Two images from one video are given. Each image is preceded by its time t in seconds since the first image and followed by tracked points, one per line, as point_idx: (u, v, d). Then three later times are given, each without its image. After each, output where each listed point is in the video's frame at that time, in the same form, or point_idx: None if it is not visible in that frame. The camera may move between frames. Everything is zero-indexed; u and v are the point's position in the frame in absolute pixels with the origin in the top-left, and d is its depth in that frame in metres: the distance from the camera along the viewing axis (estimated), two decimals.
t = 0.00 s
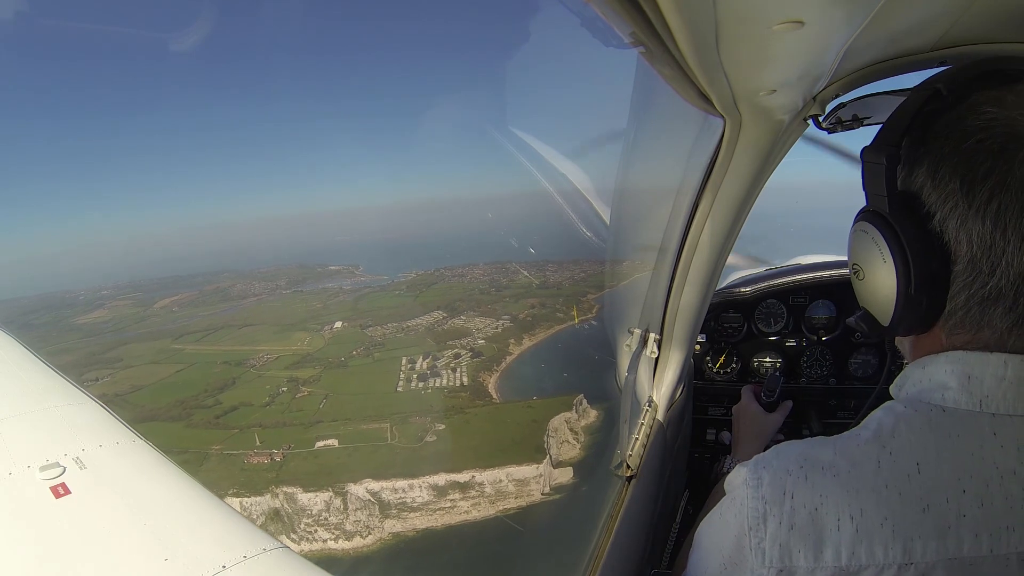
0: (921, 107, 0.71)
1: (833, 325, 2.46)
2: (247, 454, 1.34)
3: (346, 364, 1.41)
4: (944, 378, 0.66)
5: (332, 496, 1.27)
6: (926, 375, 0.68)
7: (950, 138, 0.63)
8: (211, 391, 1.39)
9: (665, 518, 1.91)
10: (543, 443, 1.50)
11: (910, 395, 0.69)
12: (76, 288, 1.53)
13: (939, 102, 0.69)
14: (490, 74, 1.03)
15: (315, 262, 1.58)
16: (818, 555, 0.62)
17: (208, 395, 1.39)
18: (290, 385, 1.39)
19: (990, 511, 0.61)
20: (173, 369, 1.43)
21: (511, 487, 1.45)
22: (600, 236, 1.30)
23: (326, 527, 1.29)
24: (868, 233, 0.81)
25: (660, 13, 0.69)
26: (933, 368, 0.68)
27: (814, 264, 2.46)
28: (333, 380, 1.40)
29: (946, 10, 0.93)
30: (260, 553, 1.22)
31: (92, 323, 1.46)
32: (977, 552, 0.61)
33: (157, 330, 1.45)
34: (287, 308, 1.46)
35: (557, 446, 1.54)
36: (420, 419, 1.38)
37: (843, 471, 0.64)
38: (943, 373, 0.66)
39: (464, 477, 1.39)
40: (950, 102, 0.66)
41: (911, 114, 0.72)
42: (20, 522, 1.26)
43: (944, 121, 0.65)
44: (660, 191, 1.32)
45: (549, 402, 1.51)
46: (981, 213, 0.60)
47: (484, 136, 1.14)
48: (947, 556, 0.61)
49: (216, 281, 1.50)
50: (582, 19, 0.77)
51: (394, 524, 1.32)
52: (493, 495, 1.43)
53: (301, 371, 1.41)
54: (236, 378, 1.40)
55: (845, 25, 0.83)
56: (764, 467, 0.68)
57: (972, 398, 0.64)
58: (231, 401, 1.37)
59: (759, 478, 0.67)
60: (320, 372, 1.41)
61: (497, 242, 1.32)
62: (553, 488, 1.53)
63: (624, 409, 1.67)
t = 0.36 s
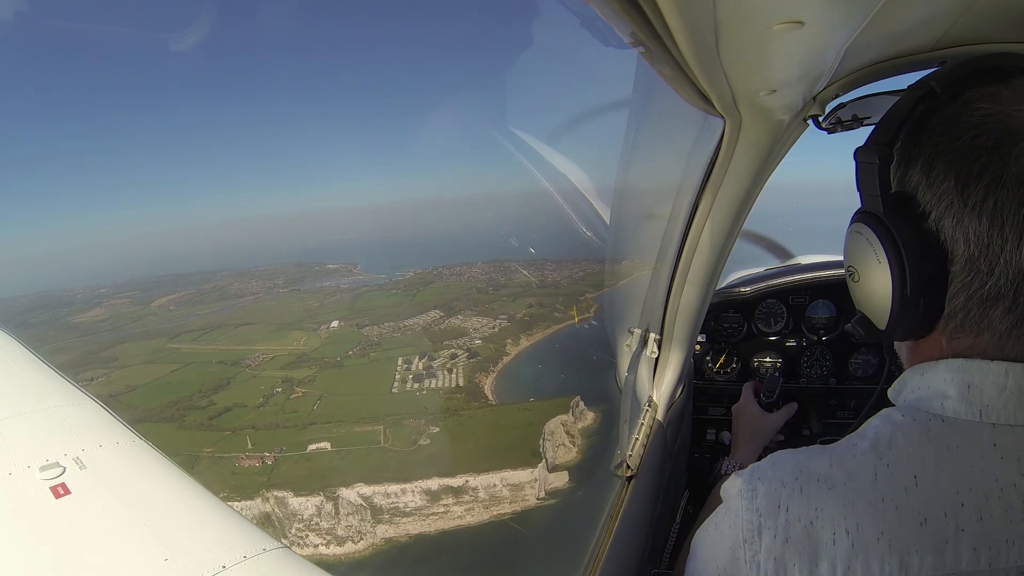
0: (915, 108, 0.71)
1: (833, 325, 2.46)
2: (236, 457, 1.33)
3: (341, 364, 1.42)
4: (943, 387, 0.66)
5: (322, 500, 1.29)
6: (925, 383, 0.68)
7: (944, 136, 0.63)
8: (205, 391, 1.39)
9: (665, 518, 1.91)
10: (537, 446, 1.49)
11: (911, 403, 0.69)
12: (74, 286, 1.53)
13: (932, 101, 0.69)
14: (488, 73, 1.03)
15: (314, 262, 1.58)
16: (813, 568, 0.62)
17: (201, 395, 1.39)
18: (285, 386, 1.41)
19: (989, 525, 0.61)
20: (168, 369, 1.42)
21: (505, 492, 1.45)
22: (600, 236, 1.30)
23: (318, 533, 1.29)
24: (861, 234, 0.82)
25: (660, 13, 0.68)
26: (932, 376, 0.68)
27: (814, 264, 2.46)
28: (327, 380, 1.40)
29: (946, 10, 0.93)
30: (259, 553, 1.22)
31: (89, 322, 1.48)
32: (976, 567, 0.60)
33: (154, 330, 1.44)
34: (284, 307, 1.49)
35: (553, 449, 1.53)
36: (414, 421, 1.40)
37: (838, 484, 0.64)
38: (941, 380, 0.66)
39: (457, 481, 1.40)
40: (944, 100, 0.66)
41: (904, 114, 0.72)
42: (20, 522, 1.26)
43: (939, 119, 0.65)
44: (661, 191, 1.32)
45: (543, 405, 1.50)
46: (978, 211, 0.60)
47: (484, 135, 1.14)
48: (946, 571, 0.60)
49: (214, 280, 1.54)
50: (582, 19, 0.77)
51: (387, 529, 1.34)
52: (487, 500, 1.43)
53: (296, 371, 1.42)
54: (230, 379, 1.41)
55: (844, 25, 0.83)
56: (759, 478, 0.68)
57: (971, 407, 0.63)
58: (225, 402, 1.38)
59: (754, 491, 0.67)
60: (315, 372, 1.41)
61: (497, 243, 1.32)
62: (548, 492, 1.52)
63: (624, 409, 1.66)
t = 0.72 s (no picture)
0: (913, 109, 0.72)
1: (833, 325, 2.46)
2: (228, 461, 1.30)
3: (337, 364, 1.42)
4: (941, 388, 0.66)
5: (315, 505, 1.25)
6: (923, 385, 0.68)
7: (945, 132, 0.63)
8: (199, 393, 1.38)
9: (665, 518, 1.91)
10: (533, 451, 1.47)
11: (910, 403, 0.69)
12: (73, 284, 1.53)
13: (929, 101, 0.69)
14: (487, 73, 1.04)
15: (313, 261, 1.59)
16: (811, 569, 0.63)
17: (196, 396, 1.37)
18: (280, 388, 1.39)
19: (987, 526, 0.60)
20: (166, 368, 1.43)
21: (501, 497, 1.42)
22: (600, 236, 1.30)
23: (310, 537, 1.27)
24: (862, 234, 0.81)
25: (660, 13, 0.68)
26: (931, 377, 0.68)
27: (814, 265, 2.46)
28: (323, 381, 1.40)
29: (945, 11, 0.93)
30: (259, 553, 1.22)
31: (87, 321, 1.48)
32: (974, 567, 0.60)
33: (150, 330, 1.45)
34: (282, 307, 1.49)
35: (549, 452, 1.51)
36: (409, 424, 1.38)
37: (837, 485, 0.64)
38: (939, 382, 0.66)
39: (452, 486, 1.38)
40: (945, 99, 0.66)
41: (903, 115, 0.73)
42: (19, 522, 1.26)
43: (940, 116, 0.65)
44: (661, 190, 1.32)
45: (538, 408, 1.50)
46: (981, 206, 0.60)
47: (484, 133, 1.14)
48: (942, 571, 0.60)
49: (212, 279, 1.54)
50: (582, 19, 0.77)
51: (380, 534, 1.30)
52: (482, 505, 1.41)
53: (292, 372, 1.42)
54: (225, 379, 1.40)
55: (844, 25, 0.83)
56: (758, 479, 0.68)
57: (970, 408, 0.63)
58: (219, 404, 1.36)
59: (754, 491, 0.67)
60: (310, 373, 1.41)
61: (497, 243, 1.33)
62: (545, 497, 1.49)
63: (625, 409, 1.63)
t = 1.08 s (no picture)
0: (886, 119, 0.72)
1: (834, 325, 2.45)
2: (222, 463, 1.29)
3: (333, 365, 1.42)
4: (930, 387, 0.65)
5: (306, 509, 1.26)
6: (912, 384, 0.68)
7: (916, 142, 0.63)
8: (195, 394, 1.37)
9: (665, 518, 1.91)
10: (528, 457, 1.46)
11: (900, 403, 0.69)
12: (71, 282, 1.52)
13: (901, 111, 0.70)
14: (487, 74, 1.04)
15: (311, 259, 1.59)
16: (806, 565, 0.63)
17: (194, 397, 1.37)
18: (274, 389, 1.40)
19: (977, 519, 0.61)
20: (163, 367, 1.43)
21: (495, 501, 1.41)
22: (600, 236, 1.30)
23: (302, 543, 1.27)
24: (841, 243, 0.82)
25: (659, 13, 0.68)
26: (919, 375, 0.67)
27: (814, 265, 2.46)
28: (321, 381, 1.41)
29: (944, 11, 0.93)
30: (259, 554, 1.22)
31: (84, 319, 1.47)
32: (966, 560, 0.60)
33: (144, 330, 1.46)
34: (280, 305, 1.50)
35: (546, 456, 1.50)
36: (402, 426, 1.39)
37: (830, 482, 0.64)
38: (927, 382, 0.66)
39: (446, 490, 1.38)
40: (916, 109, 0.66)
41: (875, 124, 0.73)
42: (19, 522, 1.26)
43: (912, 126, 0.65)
44: (661, 190, 1.32)
45: (534, 410, 1.49)
46: (952, 213, 0.60)
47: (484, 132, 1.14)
48: (935, 564, 0.60)
49: (211, 278, 1.54)
50: (583, 19, 0.77)
51: (371, 540, 1.29)
52: (476, 510, 1.40)
53: (288, 372, 1.42)
54: (221, 380, 1.40)
55: (844, 25, 0.83)
56: (752, 477, 0.68)
57: (958, 405, 0.63)
58: (213, 404, 1.35)
59: (748, 489, 0.67)
60: (306, 374, 1.41)
61: (498, 242, 1.35)
62: (540, 502, 1.48)
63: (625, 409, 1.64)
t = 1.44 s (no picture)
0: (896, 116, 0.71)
1: (834, 325, 2.45)
2: (211, 467, 1.29)
3: (328, 365, 1.38)
4: (933, 385, 0.66)
5: (297, 514, 1.24)
6: (913, 383, 0.68)
7: (932, 138, 0.62)
8: (190, 394, 1.37)
9: (665, 518, 1.91)
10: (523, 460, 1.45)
11: (901, 403, 0.69)
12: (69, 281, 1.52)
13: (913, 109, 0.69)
14: (485, 73, 1.04)
15: (309, 257, 1.57)
16: (811, 562, 0.63)
17: (186, 398, 1.37)
18: (269, 388, 1.37)
19: (980, 516, 0.62)
20: (160, 365, 1.43)
21: (489, 507, 1.40)
22: (601, 237, 1.31)
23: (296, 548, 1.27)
24: (850, 236, 0.81)
25: (659, 13, 0.68)
26: (922, 372, 0.67)
27: (814, 265, 2.46)
28: (318, 381, 1.37)
29: (944, 12, 0.93)
30: (259, 553, 1.23)
31: (82, 318, 1.48)
32: (969, 557, 0.62)
33: (148, 326, 1.45)
34: (278, 304, 1.48)
35: (542, 459, 1.50)
36: (397, 429, 1.34)
37: (834, 479, 0.63)
38: (930, 381, 0.66)
39: (439, 496, 1.35)
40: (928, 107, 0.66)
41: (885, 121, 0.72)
42: (21, 523, 1.27)
43: (925, 123, 0.64)
44: (661, 190, 1.32)
45: (532, 414, 1.47)
46: (966, 211, 0.59)
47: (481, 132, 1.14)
48: (939, 561, 0.61)
49: (209, 276, 1.53)
50: (583, 19, 0.77)
51: (364, 545, 1.27)
52: (470, 516, 1.39)
53: (283, 372, 1.39)
54: (215, 380, 1.39)
55: (844, 25, 0.83)
56: (756, 474, 0.67)
57: (961, 403, 0.64)
58: (208, 405, 1.35)
59: (752, 486, 0.66)
60: (301, 374, 1.38)
61: (498, 241, 1.33)
62: (535, 507, 1.46)
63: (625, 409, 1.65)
